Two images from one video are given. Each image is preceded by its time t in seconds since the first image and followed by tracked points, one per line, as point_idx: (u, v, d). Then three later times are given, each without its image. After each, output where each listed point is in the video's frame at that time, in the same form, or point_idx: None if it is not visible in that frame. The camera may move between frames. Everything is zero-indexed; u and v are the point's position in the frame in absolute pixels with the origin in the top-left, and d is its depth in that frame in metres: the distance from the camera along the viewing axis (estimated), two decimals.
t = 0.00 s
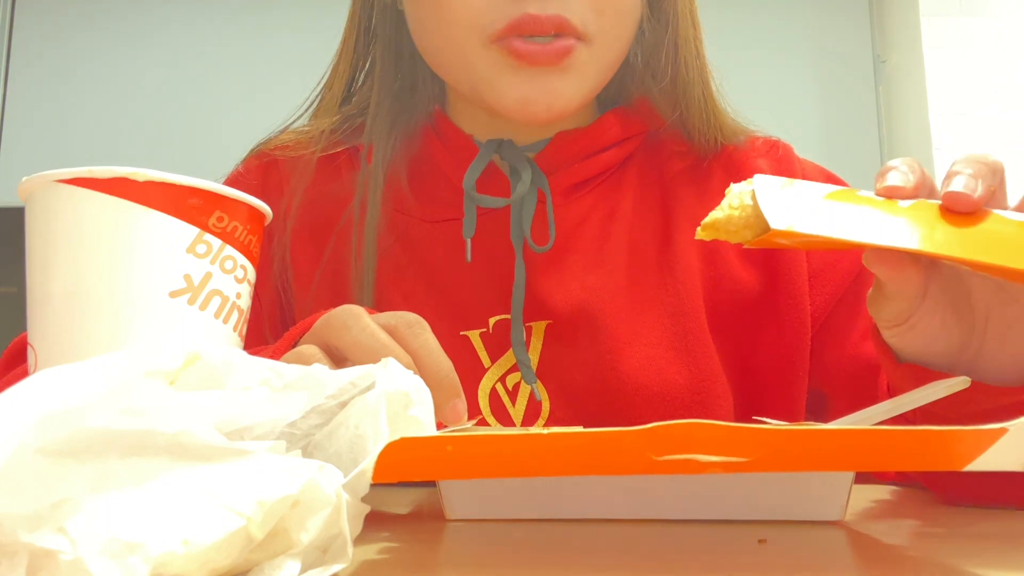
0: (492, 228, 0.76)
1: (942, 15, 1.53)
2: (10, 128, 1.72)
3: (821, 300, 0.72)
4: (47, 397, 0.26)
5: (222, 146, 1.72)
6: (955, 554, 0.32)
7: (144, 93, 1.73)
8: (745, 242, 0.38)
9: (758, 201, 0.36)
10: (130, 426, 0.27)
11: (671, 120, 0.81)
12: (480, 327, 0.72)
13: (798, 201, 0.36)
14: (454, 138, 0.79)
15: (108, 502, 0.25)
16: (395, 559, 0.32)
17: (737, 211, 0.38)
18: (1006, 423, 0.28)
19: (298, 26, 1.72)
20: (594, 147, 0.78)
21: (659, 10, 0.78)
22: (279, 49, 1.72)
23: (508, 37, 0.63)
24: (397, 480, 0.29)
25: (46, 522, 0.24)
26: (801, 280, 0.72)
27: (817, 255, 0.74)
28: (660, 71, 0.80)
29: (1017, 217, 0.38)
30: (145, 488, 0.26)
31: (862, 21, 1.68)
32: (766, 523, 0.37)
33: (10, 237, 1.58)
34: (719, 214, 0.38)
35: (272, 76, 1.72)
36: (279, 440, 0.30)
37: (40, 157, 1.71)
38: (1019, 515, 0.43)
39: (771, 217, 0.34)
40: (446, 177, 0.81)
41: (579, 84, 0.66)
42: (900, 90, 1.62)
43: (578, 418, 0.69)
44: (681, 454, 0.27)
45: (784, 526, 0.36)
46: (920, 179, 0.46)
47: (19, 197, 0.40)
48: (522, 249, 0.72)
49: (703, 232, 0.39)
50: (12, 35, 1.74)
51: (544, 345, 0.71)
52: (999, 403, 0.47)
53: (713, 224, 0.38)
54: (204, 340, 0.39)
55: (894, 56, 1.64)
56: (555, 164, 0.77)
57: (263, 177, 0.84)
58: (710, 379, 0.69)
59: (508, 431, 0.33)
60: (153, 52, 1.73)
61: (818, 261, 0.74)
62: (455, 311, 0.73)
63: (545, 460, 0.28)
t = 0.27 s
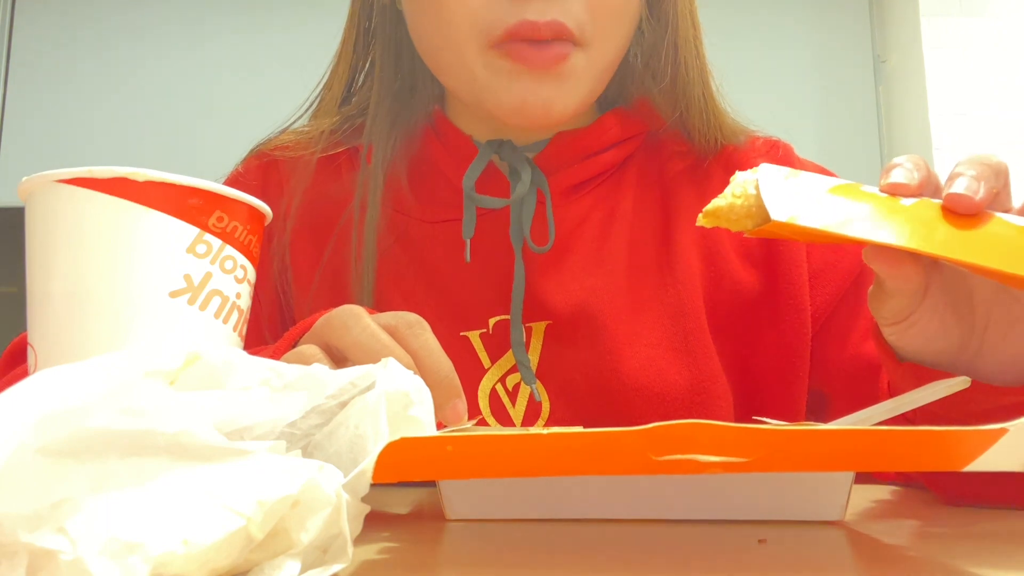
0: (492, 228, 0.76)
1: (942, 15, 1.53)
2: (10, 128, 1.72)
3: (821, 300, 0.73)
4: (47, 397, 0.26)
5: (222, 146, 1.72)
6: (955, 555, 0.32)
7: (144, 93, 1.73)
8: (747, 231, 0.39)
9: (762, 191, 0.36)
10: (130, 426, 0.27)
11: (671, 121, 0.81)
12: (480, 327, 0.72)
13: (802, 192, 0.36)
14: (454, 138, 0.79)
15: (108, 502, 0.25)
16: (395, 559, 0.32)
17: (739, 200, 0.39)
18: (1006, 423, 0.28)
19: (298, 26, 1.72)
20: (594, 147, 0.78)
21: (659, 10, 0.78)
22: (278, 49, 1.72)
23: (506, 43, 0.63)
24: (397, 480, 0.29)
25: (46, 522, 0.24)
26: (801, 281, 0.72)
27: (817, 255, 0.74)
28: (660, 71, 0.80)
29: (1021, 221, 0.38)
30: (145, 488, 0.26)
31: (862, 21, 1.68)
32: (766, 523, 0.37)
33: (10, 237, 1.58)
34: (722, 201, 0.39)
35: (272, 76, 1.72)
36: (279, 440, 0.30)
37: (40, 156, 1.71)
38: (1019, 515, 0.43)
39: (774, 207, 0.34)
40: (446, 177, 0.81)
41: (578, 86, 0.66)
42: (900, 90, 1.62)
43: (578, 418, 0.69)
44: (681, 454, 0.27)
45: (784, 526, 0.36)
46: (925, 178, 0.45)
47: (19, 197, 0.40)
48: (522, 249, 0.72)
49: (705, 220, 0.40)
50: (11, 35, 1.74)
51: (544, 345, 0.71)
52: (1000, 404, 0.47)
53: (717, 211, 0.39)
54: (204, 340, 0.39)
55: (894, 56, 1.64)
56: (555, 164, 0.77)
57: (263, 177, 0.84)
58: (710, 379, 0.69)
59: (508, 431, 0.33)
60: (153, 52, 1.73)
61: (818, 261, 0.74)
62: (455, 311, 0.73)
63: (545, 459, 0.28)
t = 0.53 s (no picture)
0: (492, 228, 0.76)
1: (942, 15, 1.53)
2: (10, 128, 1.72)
3: (821, 300, 0.73)
4: (47, 397, 0.26)
5: (222, 146, 1.72)
6: (955, 555, 0.32)
7: (143, 93, 1.73)
8: (748, 222, 0.39)
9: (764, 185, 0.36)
10: (130, 426, 0.27)
11: (672, 120, 0.81)
12: (480, 327, 0.72)
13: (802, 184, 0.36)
14: (454, 138, 0.79)
15: (108, 502, 0.25)
16: (395, 560, 0.32)
17: (741, 192, 0.39)
18: (1006, 423, 0.28)
19: (298, 26, 1.72)
20: (593, 147, 0.78)
21: (657, 9, 0.78)
22: (278, 49, 1.72)
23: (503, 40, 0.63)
24: (397, 480, 0.29)
25: (47, 522, 0.24)
26: (801, 281, 0.72)
27: (817, 255, 0.74)
28: (659, 70, 0.80)
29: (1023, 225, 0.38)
30: (145, 488, 0.26)
31: (862, 21, 1.67)
32: (766, 523, 0.37)
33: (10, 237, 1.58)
34: (723, 191, 0.40)
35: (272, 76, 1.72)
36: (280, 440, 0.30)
37: (40, 156, 1.71)
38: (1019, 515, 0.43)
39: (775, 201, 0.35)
40: (445, 177, 0.81)
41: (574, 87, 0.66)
42: (900, 90, 1.62)
43: (578, 418, 0.69)
44: (681, 454, 0.27)
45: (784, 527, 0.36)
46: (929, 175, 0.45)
47: (19, 197, 0.40)
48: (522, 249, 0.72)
49: (705, 210, 0.40)
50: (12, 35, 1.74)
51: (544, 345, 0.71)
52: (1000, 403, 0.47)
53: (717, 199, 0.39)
54: (204, 339, 0.39)
55: (894, 56, 1.64)
56: (555, 164, 0.77)
57: (263, 177, 0.84)
58: (710, 379, 0.69)
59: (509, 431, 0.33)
60: (153, 52, 1.73)
61: (818, 261, 0.74)
62: (455, 311, 0.73)
63: (546, 459, 0.28)
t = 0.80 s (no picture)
0: (492, 228, 0.76)
1: (942, 16, 1.53)
2: (10, 128, 1.72)
3: (820, 299, 0.73)
4: (47, 398, 0.26)
5: (222, 145, 1.71)
6: (955, 554, 0.32)
7: (143, 93, 1.73)
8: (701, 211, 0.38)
9: (716, 175, 0.37)
10: (130, 426, 0.27)
11: (669, 116, 0.81)
12: (479, 327, 0.72)
13: (758, 176, 0.37)
14: (453, 137, 0.79)
15: (108, 502, 0.25)
16: (395, 559, 0.32)
17: (696, 179, 0.38)
18: (1006, 423, 0.28)
19: (298, 25, 1.72)
20: (592, 145, 0.78)
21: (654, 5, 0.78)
22: (278, 48, 1.72)
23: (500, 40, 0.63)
24: (397, 480, 0.29)
25: (46, 522, 0.24)
26: (800, 280, 0.72)
27: (816, 254, 0.74)
28: (656, 65, 0.79)
29: (976, 218, 0.38)
30: (146, 488, 0.26)
31: (862, 22, 1.67)
32: (766, 523, 0.37)
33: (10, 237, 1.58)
34: (680, 179, 0.38)
35: (271, 75, 1.72)
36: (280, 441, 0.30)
37: (40, 156, 1.71)
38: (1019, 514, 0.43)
39: (723, 191, 0.36)
40: (445, 177, 0.81)
41: (569, 101, 0.68)
42: (900, 90, 1.62)
43: (578, 418, 0.69)
44: (681, 454, 0.27)
45: (785, 527, 0.36)
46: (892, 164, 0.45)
47: (19, 197, 0.40)
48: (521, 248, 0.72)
49: (660, 196, 0.39)
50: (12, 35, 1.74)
51: (543, 345, 0.71)
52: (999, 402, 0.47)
53: (672, 188, 0.38)
54: (204, 339, 0.39)
55: (894, 56, 1.63)
56: (554, 162, 0.77)
57: (262, 177, 0.84)
58: (710, 378, 0.69)
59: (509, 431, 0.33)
60: (153, 52, 1.73)
61: (817, 260, 0.74)
62: (455, 310, 0.73)
63: (545, 459, 0.28)
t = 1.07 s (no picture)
0: (492, 228, 0.76)
1: (942, 15, 1.53)
2: (10, 128, 1.72)
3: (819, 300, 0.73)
4: (47, 398, 0.26)
5: (222, 145, 1.71)
6: (955, 555, 0.32)
7: (143, 92, 1.73)
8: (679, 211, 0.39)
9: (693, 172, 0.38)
10: (130, 426, 0.27)
11: (670, 116, 0.81)
12: (479, 327, 0.72)
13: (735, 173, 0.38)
14: (453, 136, 0.79)
15: (108, 502, 0.25)
16: (395, 559, 0.32)
17: (674, 179, 0.39)
18: (1006, 424, 0.28)
19: (298, 25, 1.72)
20: (592, 145, 0.78)
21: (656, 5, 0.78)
22: (278, 48, 1.72)
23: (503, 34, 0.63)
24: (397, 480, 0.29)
25: (46, 522, 0.24)
26: (799, 280, 0.72)
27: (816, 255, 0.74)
28: (657, 66, 0.80)
29: (948, 232, 0.39)
30: (145, 488, 0.26)
31: (862, 22, 1.67)
32: (766, 522, 0.37)
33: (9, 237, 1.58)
34: (657, 178, 0.40)
35: (271, 75, 1.72)
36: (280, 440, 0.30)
37: (40, 156, 1.71)
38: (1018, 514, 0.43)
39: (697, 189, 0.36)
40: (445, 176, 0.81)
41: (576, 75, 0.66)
42: (900, 90, 1.62)
43: (578, 418, 0.69)
44: (680, 454, 0.27)
45: (785, 526, 0.36)
46: (866, 170, 0.44)
47: (18, 197, 0.40)
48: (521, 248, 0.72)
49: (639, 194, 0.40)
50: (11, 34, 1.74)
51: (543, 345, 0.71)
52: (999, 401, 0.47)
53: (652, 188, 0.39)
54: (204, 339, 0.39)
55: (894, 56, 1.63)
56: (554, 162, 0.77)
57: (261, 177, 0.84)
58: (709, 378, 0.69)
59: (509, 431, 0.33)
60: (153, 51, 1.73)
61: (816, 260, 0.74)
62: (455, 310, 0.73)
63: (545, 458, 0.28)
